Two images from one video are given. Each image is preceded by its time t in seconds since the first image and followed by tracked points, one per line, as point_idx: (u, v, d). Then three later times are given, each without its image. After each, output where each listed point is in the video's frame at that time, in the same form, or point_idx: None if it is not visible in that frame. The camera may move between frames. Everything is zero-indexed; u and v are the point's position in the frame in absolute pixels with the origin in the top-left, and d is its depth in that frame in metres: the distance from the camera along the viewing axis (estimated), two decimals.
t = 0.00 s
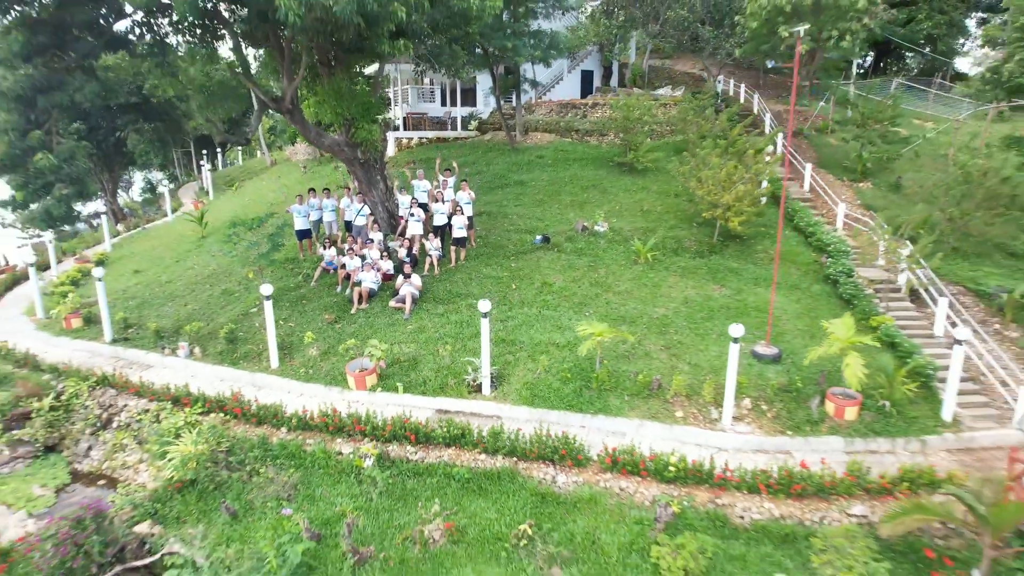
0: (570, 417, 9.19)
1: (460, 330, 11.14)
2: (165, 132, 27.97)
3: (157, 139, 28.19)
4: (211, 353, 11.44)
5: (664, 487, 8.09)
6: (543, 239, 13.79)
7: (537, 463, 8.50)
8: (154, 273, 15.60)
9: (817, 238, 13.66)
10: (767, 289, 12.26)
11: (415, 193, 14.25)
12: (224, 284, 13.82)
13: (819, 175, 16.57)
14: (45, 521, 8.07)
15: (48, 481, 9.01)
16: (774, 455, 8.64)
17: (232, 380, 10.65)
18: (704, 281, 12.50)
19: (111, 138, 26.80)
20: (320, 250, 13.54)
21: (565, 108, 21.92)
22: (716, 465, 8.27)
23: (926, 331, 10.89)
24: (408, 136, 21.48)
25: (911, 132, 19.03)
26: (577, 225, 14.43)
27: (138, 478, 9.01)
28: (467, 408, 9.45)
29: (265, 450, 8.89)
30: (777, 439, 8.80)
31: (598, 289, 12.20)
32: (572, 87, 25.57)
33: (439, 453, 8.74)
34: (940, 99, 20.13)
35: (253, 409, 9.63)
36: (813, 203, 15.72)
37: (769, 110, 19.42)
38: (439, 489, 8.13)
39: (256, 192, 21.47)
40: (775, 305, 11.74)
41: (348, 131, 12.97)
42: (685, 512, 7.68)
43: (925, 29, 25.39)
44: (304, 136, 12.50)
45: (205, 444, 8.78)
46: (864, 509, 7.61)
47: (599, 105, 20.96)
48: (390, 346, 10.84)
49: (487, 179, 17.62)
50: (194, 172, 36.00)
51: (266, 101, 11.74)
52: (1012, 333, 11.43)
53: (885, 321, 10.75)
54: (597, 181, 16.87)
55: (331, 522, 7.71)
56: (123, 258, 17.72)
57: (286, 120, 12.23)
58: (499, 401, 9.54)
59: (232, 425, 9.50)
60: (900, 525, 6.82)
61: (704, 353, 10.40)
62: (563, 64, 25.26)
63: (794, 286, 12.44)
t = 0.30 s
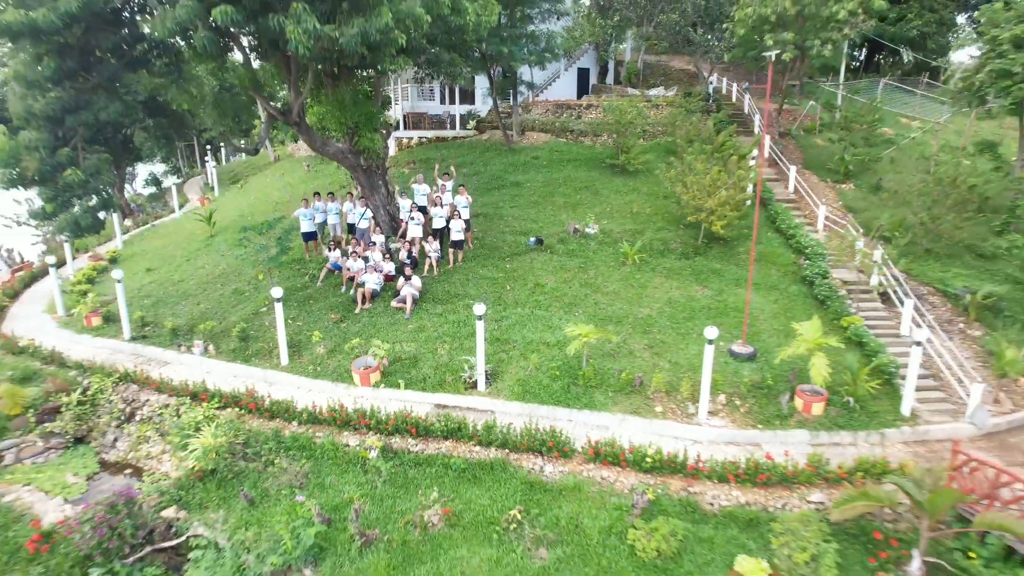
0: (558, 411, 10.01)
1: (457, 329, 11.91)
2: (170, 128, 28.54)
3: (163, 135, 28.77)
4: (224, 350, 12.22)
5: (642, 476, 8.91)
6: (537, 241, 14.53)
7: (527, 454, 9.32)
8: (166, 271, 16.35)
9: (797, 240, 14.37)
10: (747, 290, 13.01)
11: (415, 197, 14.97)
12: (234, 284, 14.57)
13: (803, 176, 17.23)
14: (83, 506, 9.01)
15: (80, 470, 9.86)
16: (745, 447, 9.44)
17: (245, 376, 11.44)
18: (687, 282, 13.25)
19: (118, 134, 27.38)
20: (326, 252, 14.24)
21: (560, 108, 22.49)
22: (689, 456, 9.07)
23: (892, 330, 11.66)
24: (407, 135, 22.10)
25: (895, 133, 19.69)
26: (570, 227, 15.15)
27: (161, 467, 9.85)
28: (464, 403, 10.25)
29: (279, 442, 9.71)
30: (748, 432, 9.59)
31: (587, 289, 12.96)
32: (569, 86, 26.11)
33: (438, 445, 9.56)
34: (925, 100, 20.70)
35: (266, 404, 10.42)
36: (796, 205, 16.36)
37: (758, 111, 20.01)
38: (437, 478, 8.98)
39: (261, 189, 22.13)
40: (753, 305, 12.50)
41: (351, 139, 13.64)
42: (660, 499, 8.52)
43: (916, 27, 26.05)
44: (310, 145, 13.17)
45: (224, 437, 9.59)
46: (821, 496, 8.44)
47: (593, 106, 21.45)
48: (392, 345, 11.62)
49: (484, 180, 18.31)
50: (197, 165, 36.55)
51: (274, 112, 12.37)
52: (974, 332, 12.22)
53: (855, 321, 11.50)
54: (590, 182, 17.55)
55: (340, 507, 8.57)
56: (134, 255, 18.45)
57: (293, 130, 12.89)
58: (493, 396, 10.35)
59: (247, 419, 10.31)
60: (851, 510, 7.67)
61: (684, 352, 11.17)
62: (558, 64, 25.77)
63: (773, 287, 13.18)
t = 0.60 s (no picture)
0: (547, 406, 10.83)
1: (454, 328, 12.69)
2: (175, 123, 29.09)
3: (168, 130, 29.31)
4: (236, 348, 13.02)
5: (623, 467, 9.75)
6: (531, 243, 15.27)
7: (518, 447, 10.16)
8: (177, 269, 17.09)
9: (778, 242, 15.08)
10: (728, 291, 13.78)
11: (415, 200, 15.70)
12: (243, 283, 15.33)
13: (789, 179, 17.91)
14: (112, 494, 9.89)
15: (107, 460, 10.71)
16: (720, 440, 10.25)
17: (256, 373, 12.24)
18: (673, 282, 14.00)
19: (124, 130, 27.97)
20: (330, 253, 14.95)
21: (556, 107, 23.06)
22: (667, 449, 9.89)
23: (862, 330, 12.45)
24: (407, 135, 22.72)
25: (879, 134, 20.35)
26: (563, 229, 15.87)
27: (182, 458, 10.68)
28: (461, 399, 11.07)
29: (290, 435, 10.54)
30: (723, 426, 10.41)
31: (578, 290, 13.72)
32: (565, 84, 26.64)
33: (436, 438, 10.39)
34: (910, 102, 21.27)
35: (277, 400, 11.23)
36: (780, 207, 17.02)
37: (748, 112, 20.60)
38: (436, 468, 9.83)
39: (265, 187, 22.77)
40: (733, 306, 13.27)
41: (354, 147, 14.31)
42: (639, 488, 9.37)
43: (906, 26, 26.48)
44: (315, 153, 13.86)
45: (239, 431, 10.44)
46: (786, 486, 9.28)
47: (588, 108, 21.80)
48: (394, 344, 12.41)
49: (482, 181, 18.99)
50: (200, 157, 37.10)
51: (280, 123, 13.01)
52: (940, 331, 13.02)
53: (828, 322, 12.26)
54: (583, 183, 18.21)
55: (348, 495, 9.43)
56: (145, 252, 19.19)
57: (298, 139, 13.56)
58: (487, 392, 11.18)
59: (259, 413, 11.12)
60: (807, 498, 8.58)
61: (666, 350, 11.97)
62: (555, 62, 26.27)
63: (754, 287, 13.94)
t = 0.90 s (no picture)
0: (538, 403, 11.67)
1: (452, 328, 13.50)
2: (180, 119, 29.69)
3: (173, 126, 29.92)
4: (247, 346, 13.84)
5: (607, 459, 10.61)
6: (526, 245, 16.03)
7: (511, 441, 11.02)
8: (188, 268, 17.86)
9: (761, 243, 15.83)
10: (711, 292, 14.56)
11: (415, 204, 16.44)
12: (252, 283, 16.11)
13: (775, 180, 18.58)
14: (139, 483, 10.78)
15: (132, 452, 11.58)
16: (697, 433, 11.09)
17: (265, 370, 13.06)
18: (659, 283, 14.79)
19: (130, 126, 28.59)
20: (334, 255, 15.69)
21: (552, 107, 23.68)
22: (647, 443, 10.74)
23: (835, 330, 13.26)
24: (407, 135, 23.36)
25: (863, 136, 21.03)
26: (556, 231, 16.62)
27: (200, 450, 11.55)
28: (458, 396, 11.91)
29: (300, 430, 11.40)
30: (701, 421, 11.25)
31: (569, 291, 14.51)
32: (562, 82, 27.21)
33: (435, 432, 11.25)
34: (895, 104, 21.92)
35: (287, 397, 12.06)
36: (766, 208, 17.73)
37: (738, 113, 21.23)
38: (435, 460, 10.70)
39: (270, 185, 23.45)
40: (715, 306, 14.07)
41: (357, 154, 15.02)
42: (621, 479, 10.23)
43: (896, 24, 26.92)
44: (320, 161, 14.58)
45: (253, 426, 11.29)
46: (756, 476, 10.14)
47: (583, 109, 22.36)
48: (395, 343, 13.23)
49: (479, 182, 19.70)
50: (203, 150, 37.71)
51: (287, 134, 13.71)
52: (910, 331, 13.82)
53: (804, 323, 13.05)
54: (577, 185, 18.91)
55: (355, 485, 10.31)
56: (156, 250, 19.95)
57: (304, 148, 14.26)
58: (482, 389, 12.03)
59: (271, 409, 11.96)
60: (771, 489, 9.45)
61: (650, 349, 12.78)
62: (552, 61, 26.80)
63: (736, 288, 14.72)
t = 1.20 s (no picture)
0: (531, 400, 12.51)
1: (451, 328, 14.31)
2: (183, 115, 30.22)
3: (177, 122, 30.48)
4: (258, 345, 14.66)
5: (593, 452, 11.47)
6: (521, 247, 16.79)
7: (505, 436, 11.87)
8: (197, 267, 18.60)
9: (745, 246, 16.58)
10: (697, 293, 15.35)
11: (415, 207, 17.17)
12: (260, 283, 16.87)
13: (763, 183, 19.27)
14: (161, 475, 11.68)
15: (152, 446, 12.44)
16: (679, 428, 11.94)
17: (275, 368, 13.88)
18: (647, 285, 15.57)
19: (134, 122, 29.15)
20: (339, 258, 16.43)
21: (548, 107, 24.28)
22: (631, 437, 11.59)
23: (812, 331, 14.07)
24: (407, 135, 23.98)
25: (850, 137, 21.69)
26: (551, 233, 17.36)
27: (216, 444, 12.40)
28: (457, 393, 12.76)
29: (310, 426, 12.23)
30: (682, 417, 12.09)
31: (562, 293, 15.30)
32: (559, 81, 27.75)
33: (435, 428, 12.10)
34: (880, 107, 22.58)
35: (297, 394, 12.88)
36: (752, 211, 18.45)
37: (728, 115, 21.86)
38: (435, 454, 11.57)
39: (274, 184, 24.12)
40: (700, 307, 14.86)
41: (360, 161, 15.73)
42: (606, 471, 11.10)
43: (888, 24, 27.39)
44: (324, 168, 15.29)
45: (265, 421, 12.14)
46: (731, 469, 11.01)
47: (578, 111, 22.97)
48: (397, 343, 14.03)
49: (477, 184, 20.40)
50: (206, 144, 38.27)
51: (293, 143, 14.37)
52: (883, 331, 14.64)
53: (782, 324, 13.84)
54: (571, 187, 19.61)
55: (361, 476, 11.20)
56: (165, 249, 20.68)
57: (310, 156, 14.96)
58: (479, 387, 12.87)
59: (281, 406, 12.80)
60: (743, 481, 10.31)
61: (637, 348, 13.60)
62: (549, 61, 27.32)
63: (720, 289, 15.49)
